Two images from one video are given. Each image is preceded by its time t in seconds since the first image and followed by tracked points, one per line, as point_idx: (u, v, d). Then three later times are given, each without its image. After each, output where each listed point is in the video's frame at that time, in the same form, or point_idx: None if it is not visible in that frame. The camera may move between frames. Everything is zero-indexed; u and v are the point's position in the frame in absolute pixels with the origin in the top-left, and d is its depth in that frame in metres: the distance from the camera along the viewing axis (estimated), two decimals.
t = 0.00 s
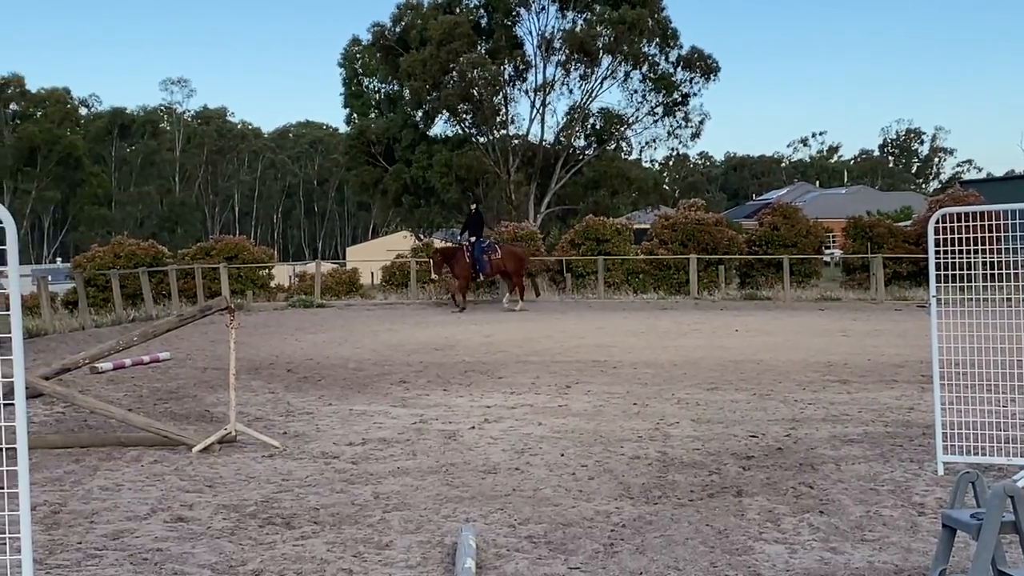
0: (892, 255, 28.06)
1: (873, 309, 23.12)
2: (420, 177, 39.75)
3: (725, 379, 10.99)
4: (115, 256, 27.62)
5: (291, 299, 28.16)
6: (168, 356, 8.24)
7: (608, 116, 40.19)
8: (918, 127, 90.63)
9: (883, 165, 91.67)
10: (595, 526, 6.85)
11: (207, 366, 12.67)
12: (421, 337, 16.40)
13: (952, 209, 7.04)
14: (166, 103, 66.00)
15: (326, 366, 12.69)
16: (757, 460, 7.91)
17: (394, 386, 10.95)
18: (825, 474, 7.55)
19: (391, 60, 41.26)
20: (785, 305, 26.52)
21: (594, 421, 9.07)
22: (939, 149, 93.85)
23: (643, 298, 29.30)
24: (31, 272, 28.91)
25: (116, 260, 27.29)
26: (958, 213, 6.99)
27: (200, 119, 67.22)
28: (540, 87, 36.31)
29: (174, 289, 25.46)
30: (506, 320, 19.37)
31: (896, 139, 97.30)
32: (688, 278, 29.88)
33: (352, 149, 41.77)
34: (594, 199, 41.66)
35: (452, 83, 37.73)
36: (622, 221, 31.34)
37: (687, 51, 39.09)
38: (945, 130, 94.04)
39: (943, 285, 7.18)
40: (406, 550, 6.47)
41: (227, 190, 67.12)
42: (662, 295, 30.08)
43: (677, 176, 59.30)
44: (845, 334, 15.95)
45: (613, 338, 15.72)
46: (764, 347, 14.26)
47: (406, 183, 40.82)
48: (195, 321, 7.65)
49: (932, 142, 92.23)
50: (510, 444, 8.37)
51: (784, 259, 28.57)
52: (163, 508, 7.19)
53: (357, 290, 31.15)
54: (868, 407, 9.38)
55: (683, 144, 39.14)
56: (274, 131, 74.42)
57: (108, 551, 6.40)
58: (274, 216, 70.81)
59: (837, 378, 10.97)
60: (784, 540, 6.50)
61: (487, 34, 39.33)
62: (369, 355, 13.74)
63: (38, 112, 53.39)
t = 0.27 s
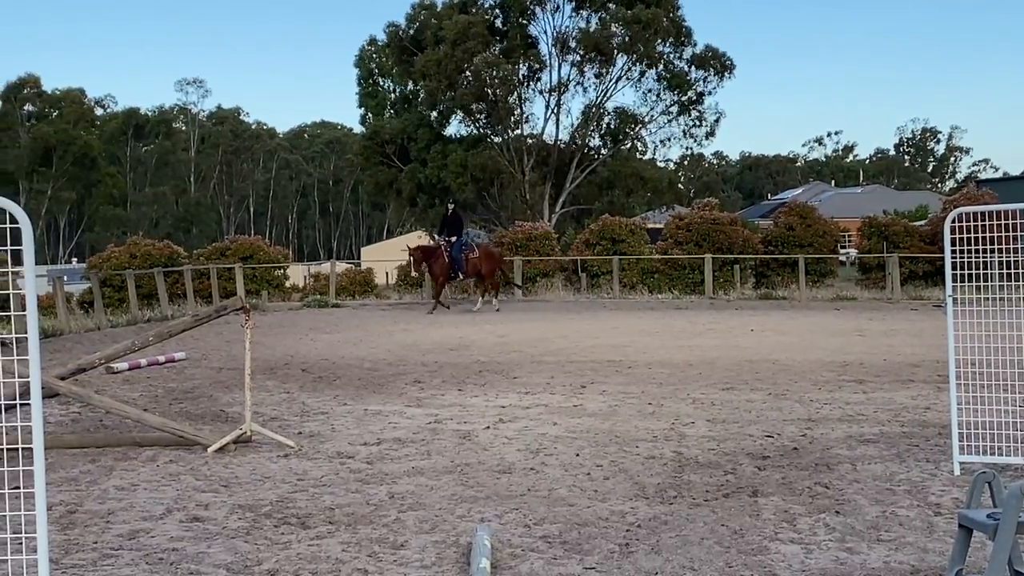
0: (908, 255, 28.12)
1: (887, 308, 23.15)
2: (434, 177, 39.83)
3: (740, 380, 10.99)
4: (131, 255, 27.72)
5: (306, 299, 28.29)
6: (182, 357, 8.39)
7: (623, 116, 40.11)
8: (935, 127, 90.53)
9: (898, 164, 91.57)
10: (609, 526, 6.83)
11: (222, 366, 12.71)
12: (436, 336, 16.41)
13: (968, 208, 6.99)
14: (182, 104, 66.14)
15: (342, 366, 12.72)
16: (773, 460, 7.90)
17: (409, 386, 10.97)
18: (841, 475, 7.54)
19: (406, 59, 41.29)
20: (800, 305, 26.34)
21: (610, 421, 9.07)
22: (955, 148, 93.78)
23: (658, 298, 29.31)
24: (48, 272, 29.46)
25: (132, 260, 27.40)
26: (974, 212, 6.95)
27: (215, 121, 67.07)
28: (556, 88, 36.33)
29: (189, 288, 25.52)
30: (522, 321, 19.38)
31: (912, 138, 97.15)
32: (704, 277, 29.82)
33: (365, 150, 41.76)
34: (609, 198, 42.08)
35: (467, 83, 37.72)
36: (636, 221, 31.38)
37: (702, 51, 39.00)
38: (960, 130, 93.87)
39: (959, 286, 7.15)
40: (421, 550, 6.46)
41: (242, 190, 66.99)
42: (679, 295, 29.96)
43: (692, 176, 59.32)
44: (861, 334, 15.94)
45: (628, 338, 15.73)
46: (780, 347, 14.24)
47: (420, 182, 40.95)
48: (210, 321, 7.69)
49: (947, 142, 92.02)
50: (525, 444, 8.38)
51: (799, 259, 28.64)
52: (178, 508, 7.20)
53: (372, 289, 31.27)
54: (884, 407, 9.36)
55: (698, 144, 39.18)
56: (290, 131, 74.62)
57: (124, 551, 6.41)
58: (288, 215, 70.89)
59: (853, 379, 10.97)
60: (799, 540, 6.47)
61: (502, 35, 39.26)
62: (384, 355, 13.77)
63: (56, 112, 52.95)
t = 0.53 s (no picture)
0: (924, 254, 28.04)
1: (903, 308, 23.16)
2: (449, 177, 39.80)
3: (755, 379, 10.99)
4: (147, 256, 27.77)
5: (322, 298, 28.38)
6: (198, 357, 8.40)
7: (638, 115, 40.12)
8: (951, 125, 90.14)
9: (914, 162, 91.22)
10: (625, 526, 6.83)
11: (238, 366, 12.75)
12: (451, 337, 16.42)
13: (985, 206, 6.93)
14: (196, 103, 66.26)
15: (357, 366, 12.74)
16: (789, 461, 7.90)
17: (424, 385, 10.99)
18: (857, 475, 7.53)
19: (421, 59, 41.39)
20: (817, 304, 26.39)
21: (625, 421, 9.08)
22: (971, 147, 93.42)
23: (673, 297, 29.34)
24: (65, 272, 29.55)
25: (148, 260, 27.48)
26: (991, 210, 6.89)
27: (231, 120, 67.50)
28: (570, 88, 36.37)
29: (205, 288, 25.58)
30: (537, 320, 19.39)
31: (928, 137, 96.74)
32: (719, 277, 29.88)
33: (381, 150, 41.45)
34: (624, 198, 42.09)
35: (482, 83, 37.83)
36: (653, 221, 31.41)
37: (717, 50, 38.96)
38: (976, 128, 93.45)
39: (975, 285, 7.10)
40: (437, 549, 6.47)
41: (257, 191, 67.47)
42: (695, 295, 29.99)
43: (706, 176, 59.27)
44: (877, 334, 15.91)
45: (643, 338, 15.73)
46: (796, 347, 14.21)
47: (436, 183, 40.49)
48: (226, 320, 7.72)
49: (964, 141, 91.59)
50: (540, 444, 8.39)
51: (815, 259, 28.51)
52: (194, 507, 7.22)
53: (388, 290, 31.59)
54: (900, 408, 9.36)
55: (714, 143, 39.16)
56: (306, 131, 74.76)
57: (141, 550, 6.42)
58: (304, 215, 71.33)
59: (870, 379, 10.96)
60: (815, 541, 6.45)
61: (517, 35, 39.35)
62: (399, 355, 13.79)
63: (72, 112, 52.96)
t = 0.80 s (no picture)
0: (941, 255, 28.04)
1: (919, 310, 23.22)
2: (465, 178, 39.76)
3: (772, 380, 10.99)
4: (163, 256, 27.93)
5: (338, 298, 28.48)
6: (215, 358, 8.42)
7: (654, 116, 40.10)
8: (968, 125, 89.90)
9: (931, 163, 90.95)
10: (641, 526, 6.82)
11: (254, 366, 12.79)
12: (467, 337, 16.44)
13: (1003, 207, 6.89)
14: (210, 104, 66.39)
15: (373, 366, 12.77)
16: (805, 461, 7.90)
17: (440, 386, 11.02)
18: (874, 476, 7.53)
19: (437, 61, 41.66)
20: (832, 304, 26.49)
21: (642, 422, 9.08)
22: (988, 147, 93.14)
23: (690, 298, 29.40)
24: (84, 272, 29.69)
25: (164, 260, 27.60)
26: (1010, 211, 6.84)
27: (247, 121, 67.81)
28: (586, 89, 36.38)
29: (222, 288, 25.68)
30: (553, 321, 19.40)
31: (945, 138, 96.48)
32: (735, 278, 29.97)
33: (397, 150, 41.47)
34: (640, 199, 42.06)
35: (498, 84, 37.90)
36: (671, 222, 31.46)
37: (733, 51, 38.93)
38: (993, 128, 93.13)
39: (993, 286, 7.05)
40: (453, 550, 6.46)
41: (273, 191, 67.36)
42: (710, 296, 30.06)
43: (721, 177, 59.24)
44: (894, 334, 15.90)
45: (659, 338, 15.74)
46: (812, 348, 14.20)
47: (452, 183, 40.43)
48: (243, 321, 7.72)
49: (981, 141, 91.31)
50: (556, 444, 8.40)
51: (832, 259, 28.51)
52: (211, 506, 7.23)
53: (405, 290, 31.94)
54: (917, 409, 9.35)
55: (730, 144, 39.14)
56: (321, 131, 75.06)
57: (157, 549, 6.43)
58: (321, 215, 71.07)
59: (887, 380, 10.95)
60: (833, 542, 6.43)
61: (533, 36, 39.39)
62: (415, 355, 13.84)
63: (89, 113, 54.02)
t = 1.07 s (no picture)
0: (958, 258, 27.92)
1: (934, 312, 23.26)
2: (482, 181, 39.71)
3: (790, 383, 10.99)
4: (181, 257, 28.02)
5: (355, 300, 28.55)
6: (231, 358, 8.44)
7: (672, 118, 40.11)
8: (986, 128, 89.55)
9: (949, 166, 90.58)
10: (658, 529, 6.81)
11: (271, 367, 12.83)
12: (483, 339, 16.47)
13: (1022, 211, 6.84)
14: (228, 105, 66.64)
15: (390, 367, 12.80)
16: (823, 465, 7.89)
17: (456, 388, 11.04)
18: (891, 479, 7.52)
19: (454, 63, 41.76)
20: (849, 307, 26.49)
21: (659, 424, 9.09)
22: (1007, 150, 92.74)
23: (706, 299, 29.36)
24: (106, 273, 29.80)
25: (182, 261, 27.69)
26: None
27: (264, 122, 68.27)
28: (603, 91, 36.42)
29: (240, 289, 25.75)
30: (570, 323, 19.41)
31: (963, 140, 96.13)
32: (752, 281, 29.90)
33: (415, 152, 41.38)
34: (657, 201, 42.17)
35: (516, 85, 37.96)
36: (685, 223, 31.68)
37: (750, 53, 38.91)
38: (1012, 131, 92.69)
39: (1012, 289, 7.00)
40: (470, 552, 6.45)
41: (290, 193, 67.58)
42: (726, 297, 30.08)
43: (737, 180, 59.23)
44: (913, 338, 15.87)
45: (676, 340, 15.75)
46: (829, 350, 14.19)
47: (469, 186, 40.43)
48: (260, 321, 7.75)
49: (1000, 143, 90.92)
50: (573, 446, 8.41)
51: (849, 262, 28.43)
52: (228, 507, 7.25)
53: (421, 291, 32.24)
54: (935, 412, 9.34)
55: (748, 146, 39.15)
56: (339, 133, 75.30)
57: (175, 550, 6.44)
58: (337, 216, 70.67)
59: (904, 383, 10.94)
60: (851, 545, 6.40)
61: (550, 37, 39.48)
62: (432, 357, 13.88)
63: (107, 114, 54.04)
